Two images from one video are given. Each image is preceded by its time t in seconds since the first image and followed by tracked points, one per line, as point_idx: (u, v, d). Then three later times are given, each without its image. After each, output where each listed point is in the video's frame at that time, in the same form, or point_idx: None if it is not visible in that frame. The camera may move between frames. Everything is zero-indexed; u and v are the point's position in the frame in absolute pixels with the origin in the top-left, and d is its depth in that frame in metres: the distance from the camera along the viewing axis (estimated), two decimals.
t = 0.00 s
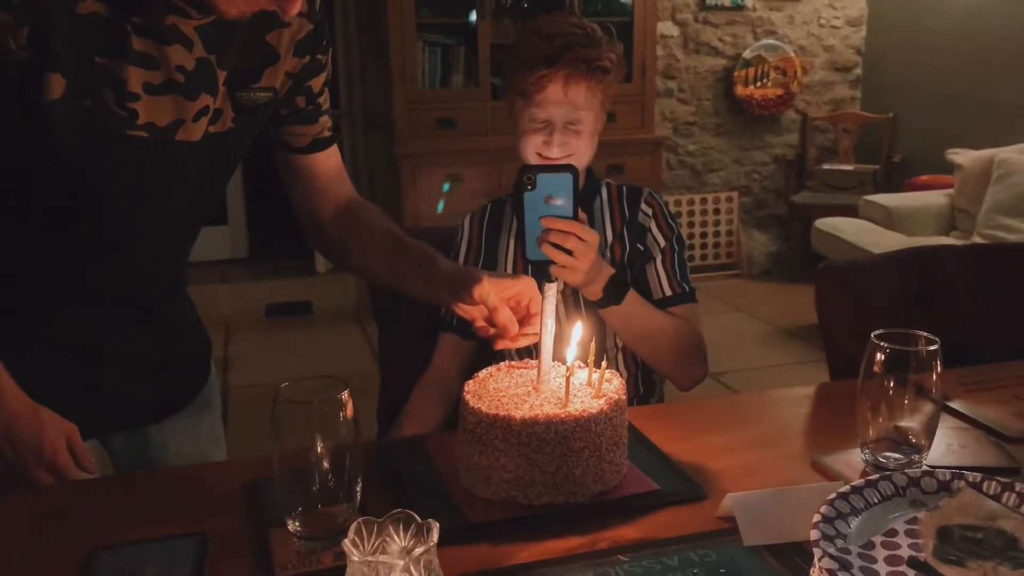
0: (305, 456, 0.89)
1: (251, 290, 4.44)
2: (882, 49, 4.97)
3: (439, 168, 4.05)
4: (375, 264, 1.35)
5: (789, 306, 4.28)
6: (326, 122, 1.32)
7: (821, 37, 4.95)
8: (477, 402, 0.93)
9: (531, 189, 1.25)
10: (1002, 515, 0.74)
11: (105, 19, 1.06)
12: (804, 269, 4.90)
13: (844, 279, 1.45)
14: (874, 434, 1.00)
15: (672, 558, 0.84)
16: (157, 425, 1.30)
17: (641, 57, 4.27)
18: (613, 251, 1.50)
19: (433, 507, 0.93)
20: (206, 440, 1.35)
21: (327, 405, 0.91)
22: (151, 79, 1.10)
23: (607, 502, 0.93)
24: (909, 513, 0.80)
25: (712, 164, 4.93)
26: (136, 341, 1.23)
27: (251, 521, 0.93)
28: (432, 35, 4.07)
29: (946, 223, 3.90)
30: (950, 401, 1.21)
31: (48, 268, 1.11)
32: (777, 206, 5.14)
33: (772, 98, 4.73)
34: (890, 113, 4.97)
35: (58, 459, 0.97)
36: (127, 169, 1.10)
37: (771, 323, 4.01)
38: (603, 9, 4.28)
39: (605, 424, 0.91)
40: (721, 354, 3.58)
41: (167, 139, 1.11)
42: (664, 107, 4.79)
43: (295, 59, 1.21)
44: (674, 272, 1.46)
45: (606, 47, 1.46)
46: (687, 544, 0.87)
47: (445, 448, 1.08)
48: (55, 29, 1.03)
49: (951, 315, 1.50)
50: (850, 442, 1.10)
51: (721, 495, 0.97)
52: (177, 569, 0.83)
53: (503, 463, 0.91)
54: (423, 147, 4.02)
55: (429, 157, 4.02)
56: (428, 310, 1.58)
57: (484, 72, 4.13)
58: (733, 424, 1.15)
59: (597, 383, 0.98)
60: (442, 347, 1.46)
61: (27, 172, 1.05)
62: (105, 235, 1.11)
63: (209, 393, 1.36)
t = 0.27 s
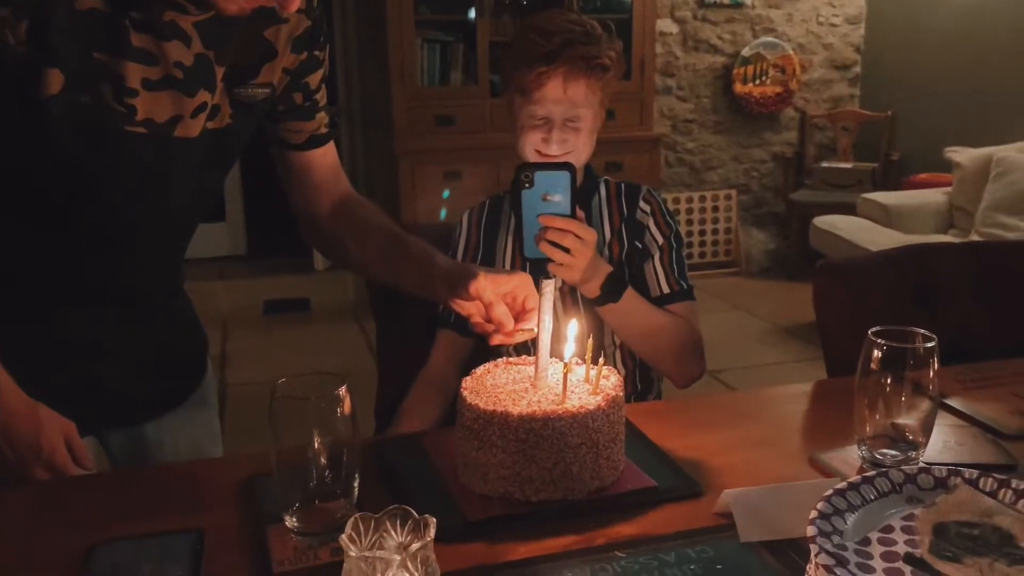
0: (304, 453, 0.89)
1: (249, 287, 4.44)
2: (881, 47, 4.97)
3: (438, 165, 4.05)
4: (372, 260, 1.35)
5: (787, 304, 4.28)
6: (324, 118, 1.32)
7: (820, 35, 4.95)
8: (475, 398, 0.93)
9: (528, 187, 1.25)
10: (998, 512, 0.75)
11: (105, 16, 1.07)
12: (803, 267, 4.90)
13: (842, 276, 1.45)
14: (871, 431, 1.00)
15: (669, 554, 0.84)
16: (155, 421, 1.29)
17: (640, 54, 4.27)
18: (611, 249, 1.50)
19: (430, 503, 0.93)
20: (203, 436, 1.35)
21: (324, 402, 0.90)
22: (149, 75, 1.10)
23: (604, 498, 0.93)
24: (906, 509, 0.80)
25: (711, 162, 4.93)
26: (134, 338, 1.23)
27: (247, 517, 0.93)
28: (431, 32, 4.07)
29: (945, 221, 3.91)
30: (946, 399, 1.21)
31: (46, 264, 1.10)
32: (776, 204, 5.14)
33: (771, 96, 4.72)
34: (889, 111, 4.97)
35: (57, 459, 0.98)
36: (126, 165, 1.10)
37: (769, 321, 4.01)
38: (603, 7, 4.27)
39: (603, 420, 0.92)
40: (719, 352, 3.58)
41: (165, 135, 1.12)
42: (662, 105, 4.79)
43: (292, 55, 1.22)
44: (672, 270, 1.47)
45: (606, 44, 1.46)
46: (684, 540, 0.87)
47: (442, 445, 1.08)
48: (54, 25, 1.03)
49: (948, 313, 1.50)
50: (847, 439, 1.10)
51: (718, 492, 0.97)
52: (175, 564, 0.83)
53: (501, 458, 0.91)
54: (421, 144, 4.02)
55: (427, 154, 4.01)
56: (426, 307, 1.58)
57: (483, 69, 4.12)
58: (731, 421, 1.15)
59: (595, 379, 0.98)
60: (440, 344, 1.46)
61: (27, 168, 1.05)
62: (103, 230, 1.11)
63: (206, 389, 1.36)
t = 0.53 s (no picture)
0: (302, 450, 0.90)
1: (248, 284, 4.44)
2: (881, 45, 4.97)
3: (437, 162, 4.05)
4: (370, 257, 1.35)
5: (786, 302, 4.28)
6: (321, 115, 1.32)
7: (820, 33, 4.95)
8: (473, 395, 0.93)
9: (529, 184, 1.26)
10: (996, 508, 0.75)
11: (103, 12, 1.06)
12: (803, 265, 4.91)
13: (840, 274, 1.45)
14: (869, 428, 1.00)
15: (666, 551, 0.84)
16: (152, 416, 1.29)
17: (639, 52, 4.27)
18: (610, 246, 1.50)
19: (428, 500, 0.93)
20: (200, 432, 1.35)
21: (319, 396, 0.90)
22: (146, 71, 1.09)
23: (602, 494, 0.93)
24: (903, 506, 0.80)
25: (710, 160, 4.93)
26: (131, 335, 1.22)
27: (244, 513, 0.93)
28: (431, 29, 4.07)
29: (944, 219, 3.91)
30: (945, 397, 1.21)
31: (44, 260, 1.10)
32: (776, 202, 5.14)
33: (771, 94, 4.71)
34: (888, 110, 4.96)
35: (54, 454, 1.00)
36: (123, 161, 1.10)
37: (768, 319, 4.01)
38: (602, 4, 4.26)
39: (600, 417, 0.92)
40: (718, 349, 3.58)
41: (162, 131, 1.12)
42: (662, 102, 4.78)
43: (291, 51, 1.21)
44: (671, 268, 1.46)
45: (605, 41, 1.46)
46: (682, 536, 0.87)
47: (440, 441, 1.08)
48: (52, 21, 1.02)
49: (947, 311, 1.50)
50: (845, 437, 1.10)
51: (717, 488, 0.97)
52: (172, 560, 0.83)
53: (499, 455, 0.91)
54: (420, 141, 4.02)
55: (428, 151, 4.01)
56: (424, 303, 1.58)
57: (482, 66, 4.12)
58: (729, 418, 1.15)
59: (593, 376, 0.98)
60: (439, 341, 1.46)
61: (26, 165, 1.05)
62: (101, 226, 1.11)
63: (203, 384, 1.36)
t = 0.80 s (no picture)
0: (301, 447, 0.90)
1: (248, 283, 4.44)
2: (882, 46, 4.97)
3: (437, 161, 4.05)
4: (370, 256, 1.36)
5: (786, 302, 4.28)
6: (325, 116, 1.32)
7: (820, 34, 4.95)
8: (471, 394, 0.93)
9: (527, 185, 1.25)
10: (993, 509, 0.75)
11: (105, 12, 1.06)
12: (803, 266, 4.90)
13: (839, 274, 1.45)
14: (868, 428, 1.00)
15: (665, 550, 0.84)
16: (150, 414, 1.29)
17: (640, 52, 4.27)
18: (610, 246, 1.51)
19: (427, 499, 0.93)
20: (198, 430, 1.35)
21: (318, 395, 0.90)
22: (148, 72, 1.10)
23: (601, 493, 0.94)
24: (902, 506, 0.80)
25: (710, 160, 4.93)
26: (131, 334, 1.22)
27: (242, 512, 0.93)
28: (431, 29, 4.08)
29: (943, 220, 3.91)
30: (944, 397, 1.21)
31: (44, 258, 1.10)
32: (775, 202, 5.14)
33: (771, 94, 4.71)
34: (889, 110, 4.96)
35: (54, 453, 0.99)
36: (124, 162, 1.10)
37: (768, 319, 4.01)
38: (603, 4, 4.27)
39: (599, 417, 0.92)
40: (718, 350, 3.58)
41: (163, 132, 1.12)
42: (662, 103, 4.78)
43: (294, 53, 1.22)
44: (671, 268, 1.46)
45: (606, 41, 1.46)
46: (681, 536, 0.87)
47: (440, 440, 1.08)
48: (54, 22, 1.02)
49: (946, 312, 1.50)
50: (845, 437, 1.10)
51: (716, 488, 0.97)
52: (170, 558, 0.83)
53: (498, 454, 0.91)
54: (420, 140, 4.02)
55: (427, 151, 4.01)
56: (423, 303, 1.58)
57: (482, 65, 4.12)
58: (728, 418, 1.15)
59: (592, 375, 0.98)
60: (439, 341, 1.46)
61: (26, 164, 1.05)
62: (100, 224, 1.11)
63: (202, 384, 1.36)
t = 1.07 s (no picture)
0: (301, 449, 0.89)
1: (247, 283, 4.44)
2: (882, 48, 4.97)
3: (437, 162, 4.05)
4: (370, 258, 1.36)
5: (786, 304, 4.28)
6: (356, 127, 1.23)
7: (821, 36, 4.95)
8: (470, 395, 0.93)
9: (527, 186, 1.34)
10: (993, 513, 0.75)
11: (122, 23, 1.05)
12: (803, 268, 4.90)
13: (838, 277, 1.45)
14: (867, 430, 1.01)
15: (662, 552, 0.84)
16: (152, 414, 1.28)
17: (640, 53, 4.27)
18: (609, 246, 1.51)
19: (425, 500, 0.93)
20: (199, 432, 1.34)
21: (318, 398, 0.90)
22: (163, 86, 1.08)
23: (600, 496, 0.93)
24: (900, 510, 0.80)
25: (711, 161, 4.93)
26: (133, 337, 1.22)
27: (240, 514, 0.93)
28: (431, 30, 4.08)
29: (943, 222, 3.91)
30: (944, 400, 1.21)
31: (47, 256, 1.10)
32: (775, 204, 5.14)
33: (771, 96, 4.72)
34: (889, 112, 4.96)
35: (50, 455, 1.02)
36: (134, 171, 1.09)
37: (767, 321, 4.01)
38: (603, 5, 4.29)
39: (599, 419, 0.92)
40: (718, 351, 3.58)
41: (175, 145, 1.11)
42: (662, 104, 4.78)
43: (314, 69, 1.16)
44: (670, 269, 1.46)
45: (605, 43, 1.46)
46: (679, 538, 0.87)
47: (438, 442, 1.08)
48: (71, 30, 1.01)
49: (944, 314, 1.50)
50: (844, 440, 1.10)
51: (714, 490, 0.97)
52: (167, 560, 0.83)
53: (498, 456, 0.91)
54: (420, 141, 4.02)
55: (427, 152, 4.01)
56: (422, 302, 1.58)
57: (482, 66, 4.12)
58: (727, 421, 1.15)
59: (591, 377, 0.98)
60: (438, 343, 1.46)
61: (31, 168, 1.05)
62: (104, 224, 1.11)
63: (203, 386, 1.35)
